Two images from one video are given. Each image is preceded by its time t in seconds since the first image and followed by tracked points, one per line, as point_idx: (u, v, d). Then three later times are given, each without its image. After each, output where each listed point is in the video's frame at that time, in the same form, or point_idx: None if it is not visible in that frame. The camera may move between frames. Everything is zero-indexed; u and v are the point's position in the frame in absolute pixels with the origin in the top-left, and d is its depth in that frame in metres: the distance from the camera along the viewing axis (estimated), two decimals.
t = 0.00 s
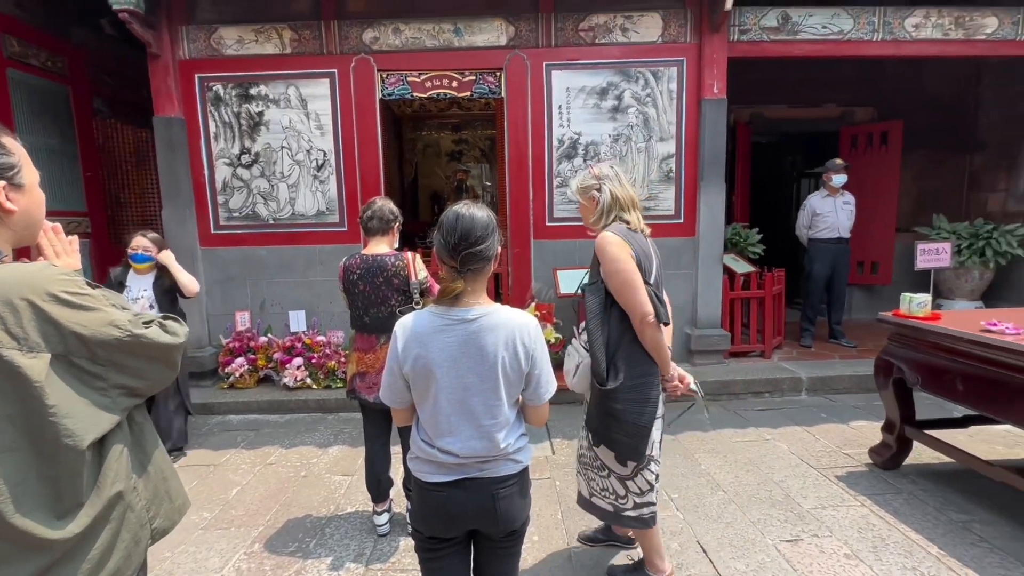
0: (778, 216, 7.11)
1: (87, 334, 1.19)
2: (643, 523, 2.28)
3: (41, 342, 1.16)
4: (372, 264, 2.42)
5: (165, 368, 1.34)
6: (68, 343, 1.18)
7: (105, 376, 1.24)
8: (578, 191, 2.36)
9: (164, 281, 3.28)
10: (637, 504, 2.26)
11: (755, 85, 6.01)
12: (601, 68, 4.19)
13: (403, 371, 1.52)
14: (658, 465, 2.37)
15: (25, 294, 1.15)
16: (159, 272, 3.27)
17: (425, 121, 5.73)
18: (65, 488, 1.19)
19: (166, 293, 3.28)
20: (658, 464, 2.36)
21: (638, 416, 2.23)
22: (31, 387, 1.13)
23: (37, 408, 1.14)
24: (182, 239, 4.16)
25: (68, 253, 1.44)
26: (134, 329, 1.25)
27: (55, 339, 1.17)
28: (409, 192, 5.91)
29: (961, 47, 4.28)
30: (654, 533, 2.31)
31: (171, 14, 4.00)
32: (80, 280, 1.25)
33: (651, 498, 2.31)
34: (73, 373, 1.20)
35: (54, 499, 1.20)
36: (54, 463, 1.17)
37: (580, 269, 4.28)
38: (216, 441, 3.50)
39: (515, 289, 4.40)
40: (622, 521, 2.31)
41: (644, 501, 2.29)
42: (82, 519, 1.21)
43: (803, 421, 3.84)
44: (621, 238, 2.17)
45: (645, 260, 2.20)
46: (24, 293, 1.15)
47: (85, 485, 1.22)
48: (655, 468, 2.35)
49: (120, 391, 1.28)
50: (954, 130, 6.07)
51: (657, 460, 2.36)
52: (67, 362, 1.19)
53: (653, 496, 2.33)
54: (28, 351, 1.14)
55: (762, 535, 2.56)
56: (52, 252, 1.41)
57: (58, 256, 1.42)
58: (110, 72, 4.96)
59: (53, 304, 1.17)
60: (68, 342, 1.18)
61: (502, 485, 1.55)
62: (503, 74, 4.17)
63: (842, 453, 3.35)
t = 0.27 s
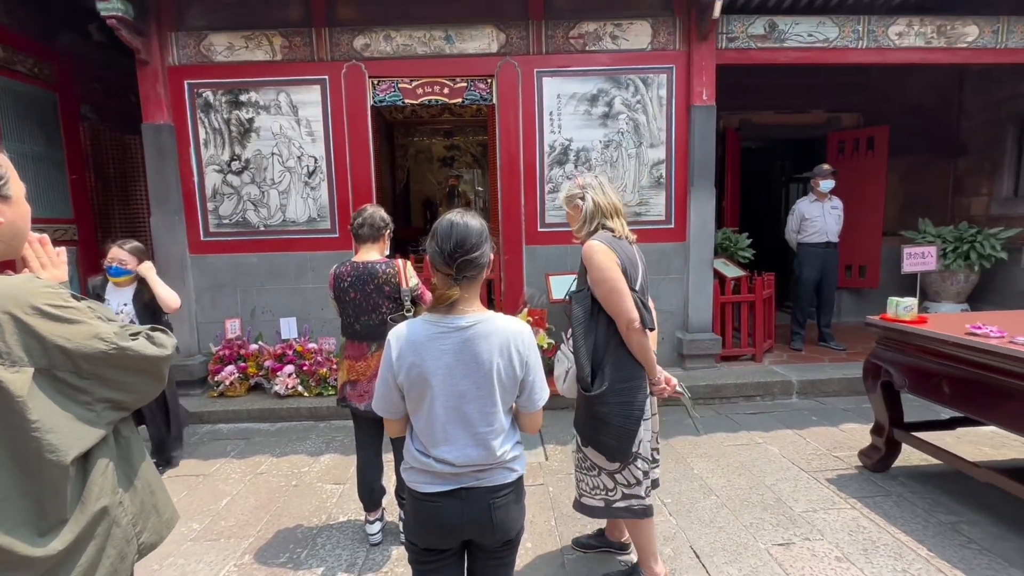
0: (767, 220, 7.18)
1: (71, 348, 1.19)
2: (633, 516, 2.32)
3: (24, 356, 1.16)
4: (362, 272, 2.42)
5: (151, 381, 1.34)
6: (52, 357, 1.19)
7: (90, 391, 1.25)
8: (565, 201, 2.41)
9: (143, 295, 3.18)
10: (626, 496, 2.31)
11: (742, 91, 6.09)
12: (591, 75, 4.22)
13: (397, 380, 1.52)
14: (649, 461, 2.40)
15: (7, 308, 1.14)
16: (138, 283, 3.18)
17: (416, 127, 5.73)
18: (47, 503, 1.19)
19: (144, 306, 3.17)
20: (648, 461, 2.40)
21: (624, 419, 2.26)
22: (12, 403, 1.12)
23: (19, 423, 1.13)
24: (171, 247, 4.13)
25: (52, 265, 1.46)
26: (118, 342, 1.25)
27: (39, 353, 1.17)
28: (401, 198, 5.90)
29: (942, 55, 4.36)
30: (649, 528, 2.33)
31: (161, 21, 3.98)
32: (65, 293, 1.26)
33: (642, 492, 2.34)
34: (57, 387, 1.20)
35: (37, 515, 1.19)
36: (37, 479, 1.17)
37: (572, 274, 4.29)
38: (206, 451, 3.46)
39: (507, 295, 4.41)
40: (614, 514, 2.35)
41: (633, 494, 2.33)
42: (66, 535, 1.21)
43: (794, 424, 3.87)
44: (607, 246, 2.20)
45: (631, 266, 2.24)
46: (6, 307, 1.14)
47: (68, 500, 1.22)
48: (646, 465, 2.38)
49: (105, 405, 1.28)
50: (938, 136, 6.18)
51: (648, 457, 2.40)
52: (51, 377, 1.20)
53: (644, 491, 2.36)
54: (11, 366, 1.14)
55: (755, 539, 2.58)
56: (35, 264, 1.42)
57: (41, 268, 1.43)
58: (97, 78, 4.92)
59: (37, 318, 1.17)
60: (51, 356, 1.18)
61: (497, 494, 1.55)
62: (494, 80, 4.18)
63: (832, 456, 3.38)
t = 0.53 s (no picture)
0: (765, 224, 7.20)
1: (68, 358, 1.19)
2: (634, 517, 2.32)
3: (21, 367, 1.16)
4: (360, 278, 2.42)
5: (148, 391, 1.34)
6: (49, 368, 1.18)
7: (87, 401, 1.24)
8: (561, 207, 2.42)
9: (119, 307, 2.95)
10: (626, 497, 2.31)
11: (739, 96, 6.12)
12: (589, 80, 4.24)
13: (405, 388, 1.50)
14: (651, 463, 2.38)
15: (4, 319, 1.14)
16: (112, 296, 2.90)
17: (414, 133, 5.74)
18: (44, 515, 1.18)
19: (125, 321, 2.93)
20: (651, 463, 2.38)
21: (623, 422, 2.26)
22: (9, 414, 1.12)
23: (16, 434, 1.13)
24: (170, 254, 4.12)
25: (48, 275, 1.47)
26: (116, 351, 1.25)
27: (36, 364, 1.17)
28: (400, 203, 5.91)
29: (937, 59, 4.39)
30: (651, 530, 2.31)
31: (160, 28, 3.99)
32: (61, 303, 1.25)
33: (645, 495, 2.32)
34: (54, 398, 1.20)
35: (33, 527, 1.19)
36: (34, 491, 1.16)
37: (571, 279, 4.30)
38: (204, 459, 3.45)
39: (506, 300, 4.41)
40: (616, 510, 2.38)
41: (635, 497, 2.32)
42: (63, 547, 1.20)
43: (794, 427, 3.87)
44: (602, 252, 2.21)
45: (626, 271, 2.24)
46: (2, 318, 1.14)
47: (66, 512, 1.21)
48: (648, 467, 2.36)
49: (102, 414, 1.27)
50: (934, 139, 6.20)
51: (650, 459, 2.37)
52: (48, 387, 1.19)
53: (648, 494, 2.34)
54: (7, 377, 1.13)
55: (756, 544, 2.57)
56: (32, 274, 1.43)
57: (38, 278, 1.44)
58: (95, 86, 4.92)
59: (33, 328, 1.17)
60: (48, 367, 1.18)
61: (504, 501, 1.55)
62: (492, 86, 4.20)
63: (832, 460, 3.38)
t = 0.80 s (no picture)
0: (771, 226, 7.17)
1: (77, 367, 1.20)
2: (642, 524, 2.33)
3: (32, 377, 1.17)
4: (365, 284, 2.43)
5: (157, 400, 1.34)
6: (58, 378, 1.19)
7: (97, 410, 1.25)
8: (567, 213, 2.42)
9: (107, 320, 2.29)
10: (636, 503, 2.32)
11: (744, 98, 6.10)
12: (594, 84, 4.24)
13: (424, 394, 1.48)
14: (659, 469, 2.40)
15: (15, 329, 1.15)
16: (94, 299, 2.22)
17: (419, 137, 5.76)
18: (53, 524, 1.20)
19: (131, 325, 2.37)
20: (659, 469, 2.40)
21: (630, 427, 2.25)
22: (19, 424, 1.13)
23: (27, 443, 1.15)
24: (178, 259, 4.16)
25: (58, 284, 1.47)
26: (124, 360, 1.25)
27: (46, 374, 1.18)
28: (405, 208, 5.93)
29: (945, 59, 4.36)
30: (659, 535, 2.34)
31: (168, 37, 4.04)
32: (72, 313, 1.26)
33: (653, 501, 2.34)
34: (64, 407, 1.21)
35: (43, 536, 1.20)
36: (43, 500, 1.18)
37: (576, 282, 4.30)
38: (212, 463, 3.46)
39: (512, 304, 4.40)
40: (625, 518, 2.39)
41: (644, 502, 2.34)
42: (72, 556, 1.21)
43: (803, 431, 3.83)
44: (608, 257, 2.21)
45: (632, 276, 2.23)
46: (13, 329, 1.15)
47: (75, 520, 1.22)
48: (656, 473, 2.38)
49: (112, 423, 1.28)
50: (942, 139, 6.16)
51: (658, 464, 2.39)
52: (57, 397, 1.20)
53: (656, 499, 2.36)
54: (17, 388, 1.15)
55: (766, 550, 2.55)
56: (43, 284, 1.44)
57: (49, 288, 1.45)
58: (105, 94, 4.98)
59: (43, 338, 1.18)
60: (58, 377, 1.19)
61: (519, 506, 1.55)
62: (497, 91, 4.21)
63: (842, 465, 3.34)
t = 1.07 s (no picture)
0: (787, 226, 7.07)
1: (98, 372, 1.23)
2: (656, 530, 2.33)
3: (53, 382, 1.20)
4: (378, 287, 2.44)
5: (175, 403, 1.37)
6: (79, 383, 1.22)
7: (117, 413, 1.28)
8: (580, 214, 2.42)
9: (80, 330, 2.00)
10: (649, 510, 2.31)
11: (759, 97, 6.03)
12: (606, 85, 4.22)
13: (451, 398, 1.46)
14: (674, 475, 2.38)
15: (38, 335, 1.19)
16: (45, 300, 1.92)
17: (432, 140, 5.80)
18: (74, 526, 1.22)
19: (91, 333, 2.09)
20: (674, 475, 2.38)
21: (644, 431, 2.24)
22: (41, 427, 1.16)
23: (49, 446, 1.17)
24: (197, 263, 4.23)
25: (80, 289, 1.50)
26: (143, 365, 1.28)
27: (67, 378, 1.21)
28: (418, 211, 5.97)
29: (968, 54, 4.26)
30: (674, 541, 2.33)
31: (187, 45, 4.11)
32: (92, 318, 1.29)
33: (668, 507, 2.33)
34: (84, 410, 1.24)
35: (64, 538, 1.22)
36: (65, 502, 1.20)
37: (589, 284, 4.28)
38: (230, 464, 3.51)
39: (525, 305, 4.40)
40: (639, 527, 2.37)
41: (658, 509, 2.33)
42: (92, 557, 1.23)
43: (821, 435, 3.77)
44: (621, 259, 2.19)
45: (646, 278, 2.22)
46: (37, 334, 1.19)
47: (96, 522, 1.24)
48: (671, 479, 2.36)
49: (131, 426, 1.31)
50: (965, 136, 6.01)
51: (673, 470, 2.38)
52: (78, 401, 1.23)
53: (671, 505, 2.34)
54: (40, 392, 1.17)
55: (784, 557, 2.50)
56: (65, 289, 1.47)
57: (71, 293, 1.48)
58: (126, 102, 5.09)
59: (65, 344, 1.21)
60: (79, 381, 1.22)
61: (538, 507, 1.56)
62: (509, 93, 4.22)
63: (863, 470, 3.27)
